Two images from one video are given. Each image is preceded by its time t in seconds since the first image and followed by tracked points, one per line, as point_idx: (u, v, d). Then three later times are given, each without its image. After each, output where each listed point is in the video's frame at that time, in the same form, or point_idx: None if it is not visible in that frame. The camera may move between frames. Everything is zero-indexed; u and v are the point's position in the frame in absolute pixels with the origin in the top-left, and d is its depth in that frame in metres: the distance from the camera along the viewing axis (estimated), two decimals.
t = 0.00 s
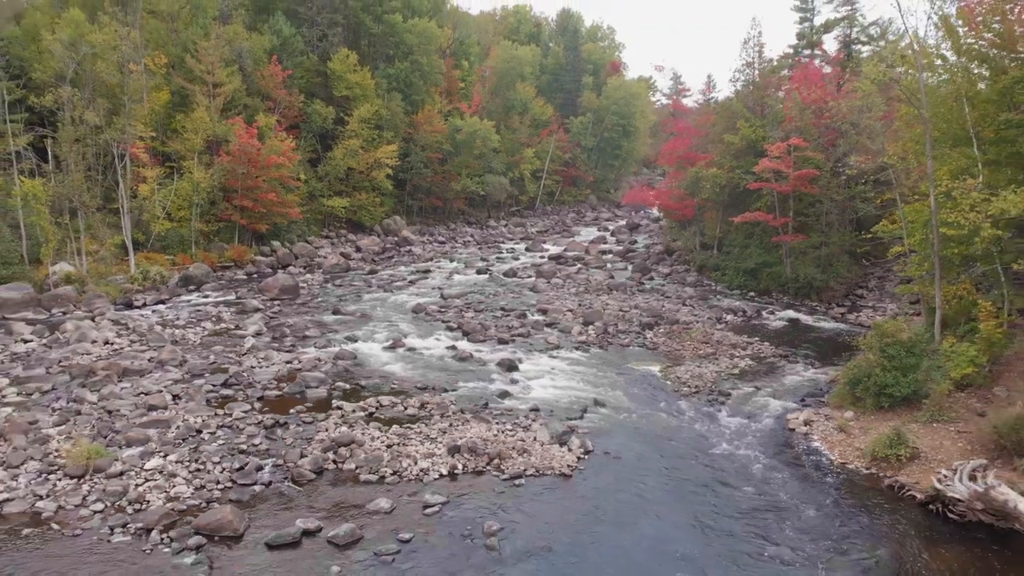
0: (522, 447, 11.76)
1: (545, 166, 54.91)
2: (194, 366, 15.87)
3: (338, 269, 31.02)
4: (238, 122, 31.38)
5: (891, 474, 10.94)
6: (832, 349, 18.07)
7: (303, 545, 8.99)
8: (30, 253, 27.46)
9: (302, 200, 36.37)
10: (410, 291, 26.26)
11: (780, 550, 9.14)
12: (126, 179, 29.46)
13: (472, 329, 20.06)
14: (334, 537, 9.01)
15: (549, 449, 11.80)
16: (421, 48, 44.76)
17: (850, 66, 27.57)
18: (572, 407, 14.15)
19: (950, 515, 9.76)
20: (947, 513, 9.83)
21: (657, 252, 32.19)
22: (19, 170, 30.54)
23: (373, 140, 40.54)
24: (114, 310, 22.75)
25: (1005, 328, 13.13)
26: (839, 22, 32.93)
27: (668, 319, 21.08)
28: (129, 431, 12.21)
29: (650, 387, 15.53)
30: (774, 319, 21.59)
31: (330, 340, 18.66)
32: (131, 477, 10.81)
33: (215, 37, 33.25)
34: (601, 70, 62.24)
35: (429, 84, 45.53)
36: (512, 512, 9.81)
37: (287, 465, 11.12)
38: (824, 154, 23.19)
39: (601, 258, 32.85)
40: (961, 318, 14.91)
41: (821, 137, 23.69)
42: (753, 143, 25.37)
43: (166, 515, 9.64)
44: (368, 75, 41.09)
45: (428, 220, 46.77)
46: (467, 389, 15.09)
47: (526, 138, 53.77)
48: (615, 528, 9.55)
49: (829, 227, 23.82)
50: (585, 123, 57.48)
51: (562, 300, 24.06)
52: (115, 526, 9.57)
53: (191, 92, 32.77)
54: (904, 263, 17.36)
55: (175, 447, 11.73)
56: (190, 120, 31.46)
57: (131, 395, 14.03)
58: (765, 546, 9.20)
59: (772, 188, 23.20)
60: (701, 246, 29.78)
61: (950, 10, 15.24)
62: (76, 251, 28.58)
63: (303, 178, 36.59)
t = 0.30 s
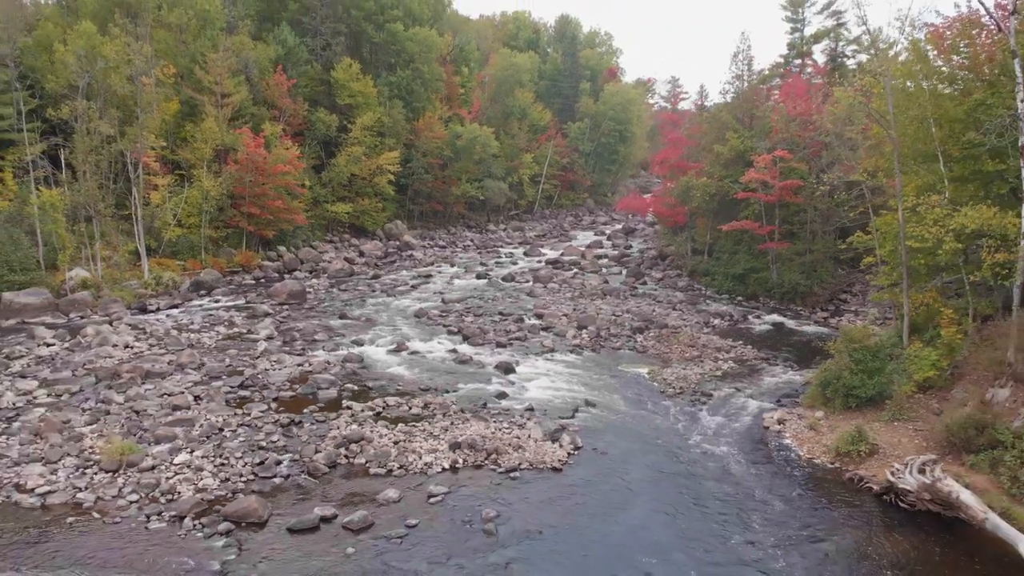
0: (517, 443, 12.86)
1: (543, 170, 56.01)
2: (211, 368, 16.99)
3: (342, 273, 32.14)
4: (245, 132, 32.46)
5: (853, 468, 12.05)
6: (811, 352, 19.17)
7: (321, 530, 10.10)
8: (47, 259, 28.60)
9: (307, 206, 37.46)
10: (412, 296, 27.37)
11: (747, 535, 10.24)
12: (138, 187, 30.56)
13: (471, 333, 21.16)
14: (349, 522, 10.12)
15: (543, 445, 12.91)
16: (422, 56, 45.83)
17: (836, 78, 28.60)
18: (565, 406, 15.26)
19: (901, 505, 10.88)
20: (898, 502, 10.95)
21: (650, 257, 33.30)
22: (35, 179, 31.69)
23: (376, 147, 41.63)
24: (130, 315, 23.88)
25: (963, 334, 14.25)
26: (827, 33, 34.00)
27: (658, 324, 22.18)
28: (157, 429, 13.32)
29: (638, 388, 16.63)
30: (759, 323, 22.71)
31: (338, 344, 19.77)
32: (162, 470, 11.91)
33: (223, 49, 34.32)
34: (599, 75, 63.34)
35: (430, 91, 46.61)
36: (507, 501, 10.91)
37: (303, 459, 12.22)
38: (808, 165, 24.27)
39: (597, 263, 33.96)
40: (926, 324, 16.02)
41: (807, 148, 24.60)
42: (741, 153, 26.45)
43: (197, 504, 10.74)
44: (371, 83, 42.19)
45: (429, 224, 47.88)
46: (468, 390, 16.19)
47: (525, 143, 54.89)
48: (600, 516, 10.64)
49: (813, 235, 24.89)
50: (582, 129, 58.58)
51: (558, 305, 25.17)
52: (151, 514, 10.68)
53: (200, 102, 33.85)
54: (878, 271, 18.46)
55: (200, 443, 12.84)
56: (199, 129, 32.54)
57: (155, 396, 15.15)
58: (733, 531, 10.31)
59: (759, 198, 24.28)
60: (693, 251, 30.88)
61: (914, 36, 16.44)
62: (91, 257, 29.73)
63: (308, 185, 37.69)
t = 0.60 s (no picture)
0: (513, 440, 13.98)
1: (542, 175, 57.16)
2: (227, 371, 18.10)
3: (347, 278, 33.30)
4: (253, 141, 33.58)
5: (820, 463, 13.17)
6: (792, 355, 20.30)
7: (335, 517, 11.21)
8: (63, 265, 29.70)
9: (312, 212, 38.57)
10: (415, 300, 28.49)
11: (720, 523, 11.35)
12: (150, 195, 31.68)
13: (471, 336, 22.26)
14: (361, 511, 11.23)
15: (536, 442, 14.03)
16: (423, 64, 46.92)
17: (822, 91, 29.73)
18: (558, 406, 16.37)
19: (861, 496, 12.00)
20: (858, 494, 12.08)
21: (644, 262, 34.40)
22: (50, 187, 32.78)
23: (378, 153, 42.77)
24: (145, 319, 24.98)
25: (927, 339, 15.38)
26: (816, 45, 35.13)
27: (648, 327, 23.31)
28: (181, 428, 14.44)
29: (627, 389, 17.74)
30: (746, 327, 23.83)
31: (345, 347, 20.90)
32: (188, 465, 13.02)
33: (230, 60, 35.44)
34: (597, 81, 64.51)
35: (431, 98, 47.77)
36: (504, 492, 12.03)
37: (317, 455, 13.34)
38: (794, 175, 25.33)
39: (592, 267, 35.11)
40: (896, 329, 17.14)
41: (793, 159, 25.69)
42: (731, 163, 27.54)
43: (222, 494, 11.85)
44: (374, 91, 43.35)
45: (430, 228, 49.04)
46: (467, 391, 17.31)
47: (523, 148, 56.04)
48: (587, 506, 11.76)
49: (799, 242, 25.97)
50: (580, 134, 59.67)
51: (554, 309, 26.29)
52: (180, 504, 11.78)
53: (208, 112, 34.97)
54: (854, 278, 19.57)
55: (221, 441, 13.94)
56: (208, 138, 33.64)
57: (177, 396, 16.26)
58: (708, 519, 11.43)
59: (746, 207, 25.39)
60: (685, 257, 32.02)
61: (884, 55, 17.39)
62: (104, 262, 30.85)
63: (313, 191, 38.83)
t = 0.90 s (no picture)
0: (509, 437, 15.11)
1: (540, 180, 58.33)
2: (241, 373, 19.24)
3: (350, 282, 34.47)
4: (260, 150, 34.75)
5: (791, 458, 14.31)
6: (775, 358, 21.44)
7: (347, 507, 12.34)
8: (77, 270, 30.85)
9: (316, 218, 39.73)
10: (416, 304, 29.64)
11: (698, 512, 12.47)
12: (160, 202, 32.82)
13: (471, 339, 23.40)
14: (370, 502, 12.36)
15: (531, 439, 15.16)
16: (424, 72, 48.10)
17: (808, 102, 30.89)
18: (552, 406, 17.49)
19: (826, 489, 13.16)
20: (824, 487, 13.23)
21: (638, 266, 35.55)
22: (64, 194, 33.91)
23: (380, 160, 43.95)
24: (159, 323, 26.09)
25: (895, 344, 16.51)
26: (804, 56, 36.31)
27: (640, 331, 24.46)
28: (201, 426, 15.57)
29: (618, 390, 18.87)
30: (733, 330, 24.96)
31: (351, 350, 22.05)
32: (210, 460, 14.14)
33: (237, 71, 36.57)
34: (594, 87, 65.70)
35: (431, 105, 48.95)
36: (501, 485, 13.16)
37: (328, 451, 14.47)
38: (779, 185, 26.45)
39: (588, 271, 36.26)
40: (869, 334, 18.27)
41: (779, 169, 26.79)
42: (720, 172, 28.66)
43: (243, 487, 12.98)
44: (375, 99, 44.51)
45: (430, 232, 50.20)
46: (467, 392, 18.42)
47: (522, 153, 57.20)
48: (577, 497, 12.91)
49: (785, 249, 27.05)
50: (578, 139, 60.78)
51: (550, 313, 27.43)
52: (205, 496, 12.90)
53: (216, 121, 36.11)
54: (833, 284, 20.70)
55: (239, 438, 15.07)
56: (216, 148, 34.79)
57: (195, 397, 17.39)
58: (686, 509, 12.56)
59: (734, 215, 26.51)
60: (677, 261, 33.15)
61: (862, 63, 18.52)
62: (116, 268, 31.99)
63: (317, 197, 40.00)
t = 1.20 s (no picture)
0: (506, 435, 16.23)
1: (538, 184, 59.42)
2: (253, 375, 20.36)
3: (354, 286, 35.62)
4: (266, 158, 35.87)
5: (768, 455, 15.44)
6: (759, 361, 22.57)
7: (356, 500, 13.45)
8: (91, 275, 32.00)
9: (320, 223, 40.87)
10: (418, 308, 30.75)
11: (679, 504, 13.60)
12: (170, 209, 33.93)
13: (470, 343, 24.52)
14: (379, 494, 13.48)
15: (526, 437, 16.29)
16: (424, 79, 49.11)
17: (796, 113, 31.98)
18: (547, 407, 18.61)
19: (797, 483, 14.29)
20: (796, 481, 14.36)
21: (633, 271, 36.68)
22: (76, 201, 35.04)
23: (382, 166, 45.05)
24: (171, 327, 27.22)
25: (867, 348, 17.66)
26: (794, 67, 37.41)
27: (632, 335, 25.57)
28: (219, 426, 16.71)
29: (609, 391, 19.98)
30: (721, 334, 26.08)
31: (357, 353, 23.17)
32: (228, 457, 15.26)
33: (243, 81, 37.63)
34: (591, 92, 66.81)
35: (432, 112, 50.02)
36: (498, 479, 14.29)
37: (338, 448, 15.58)
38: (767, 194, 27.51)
39: (584, 275, 37.37)
40: (846, 338, 19.40)
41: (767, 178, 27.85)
42: (711, 181, 29.72)
43: (261, 481, 14.10)
44: (378, 106, 45.59)
45: (431, 236, 51.31)
46: (466, 393, 19.52)
47: (521, 158, 58.27)
48: (568, 490, 14.05)
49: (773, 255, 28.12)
50: (576, 144, 61.77)
51: (547, 317, 28.55)
52: (225, 489, 14.01)
53: (223, 130, 37.21)
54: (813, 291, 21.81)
55: (255, 436, 16.19)
56: (224, 156, 35.90)
57: (211, 398, 18.52)
58: (668, 501, 13.69)
59: (723, 223, 27.59)
60: (670, 266, 34.26)
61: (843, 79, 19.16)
62: (128, 273, 33.13)
63: (321, 203, 41.12)
